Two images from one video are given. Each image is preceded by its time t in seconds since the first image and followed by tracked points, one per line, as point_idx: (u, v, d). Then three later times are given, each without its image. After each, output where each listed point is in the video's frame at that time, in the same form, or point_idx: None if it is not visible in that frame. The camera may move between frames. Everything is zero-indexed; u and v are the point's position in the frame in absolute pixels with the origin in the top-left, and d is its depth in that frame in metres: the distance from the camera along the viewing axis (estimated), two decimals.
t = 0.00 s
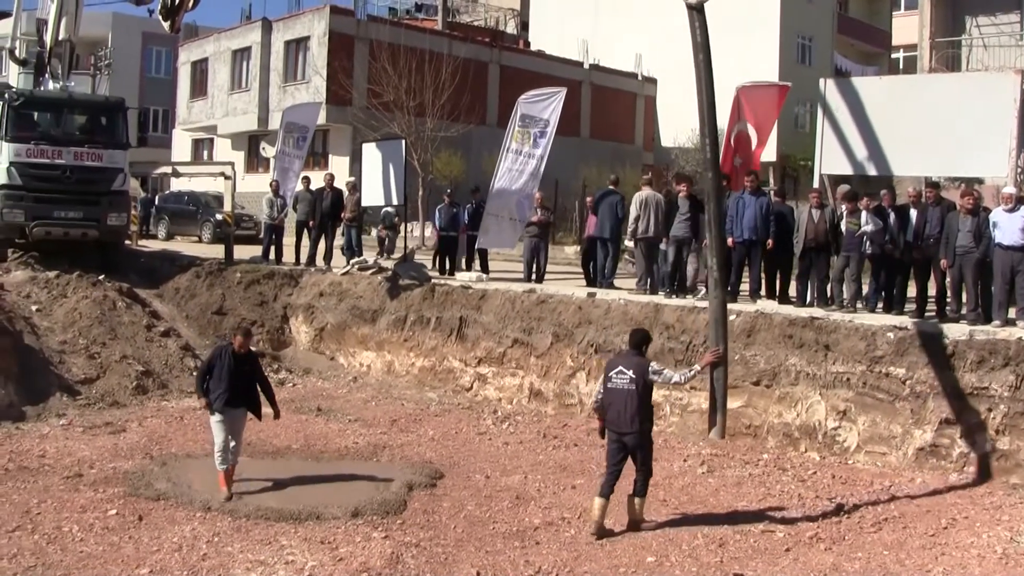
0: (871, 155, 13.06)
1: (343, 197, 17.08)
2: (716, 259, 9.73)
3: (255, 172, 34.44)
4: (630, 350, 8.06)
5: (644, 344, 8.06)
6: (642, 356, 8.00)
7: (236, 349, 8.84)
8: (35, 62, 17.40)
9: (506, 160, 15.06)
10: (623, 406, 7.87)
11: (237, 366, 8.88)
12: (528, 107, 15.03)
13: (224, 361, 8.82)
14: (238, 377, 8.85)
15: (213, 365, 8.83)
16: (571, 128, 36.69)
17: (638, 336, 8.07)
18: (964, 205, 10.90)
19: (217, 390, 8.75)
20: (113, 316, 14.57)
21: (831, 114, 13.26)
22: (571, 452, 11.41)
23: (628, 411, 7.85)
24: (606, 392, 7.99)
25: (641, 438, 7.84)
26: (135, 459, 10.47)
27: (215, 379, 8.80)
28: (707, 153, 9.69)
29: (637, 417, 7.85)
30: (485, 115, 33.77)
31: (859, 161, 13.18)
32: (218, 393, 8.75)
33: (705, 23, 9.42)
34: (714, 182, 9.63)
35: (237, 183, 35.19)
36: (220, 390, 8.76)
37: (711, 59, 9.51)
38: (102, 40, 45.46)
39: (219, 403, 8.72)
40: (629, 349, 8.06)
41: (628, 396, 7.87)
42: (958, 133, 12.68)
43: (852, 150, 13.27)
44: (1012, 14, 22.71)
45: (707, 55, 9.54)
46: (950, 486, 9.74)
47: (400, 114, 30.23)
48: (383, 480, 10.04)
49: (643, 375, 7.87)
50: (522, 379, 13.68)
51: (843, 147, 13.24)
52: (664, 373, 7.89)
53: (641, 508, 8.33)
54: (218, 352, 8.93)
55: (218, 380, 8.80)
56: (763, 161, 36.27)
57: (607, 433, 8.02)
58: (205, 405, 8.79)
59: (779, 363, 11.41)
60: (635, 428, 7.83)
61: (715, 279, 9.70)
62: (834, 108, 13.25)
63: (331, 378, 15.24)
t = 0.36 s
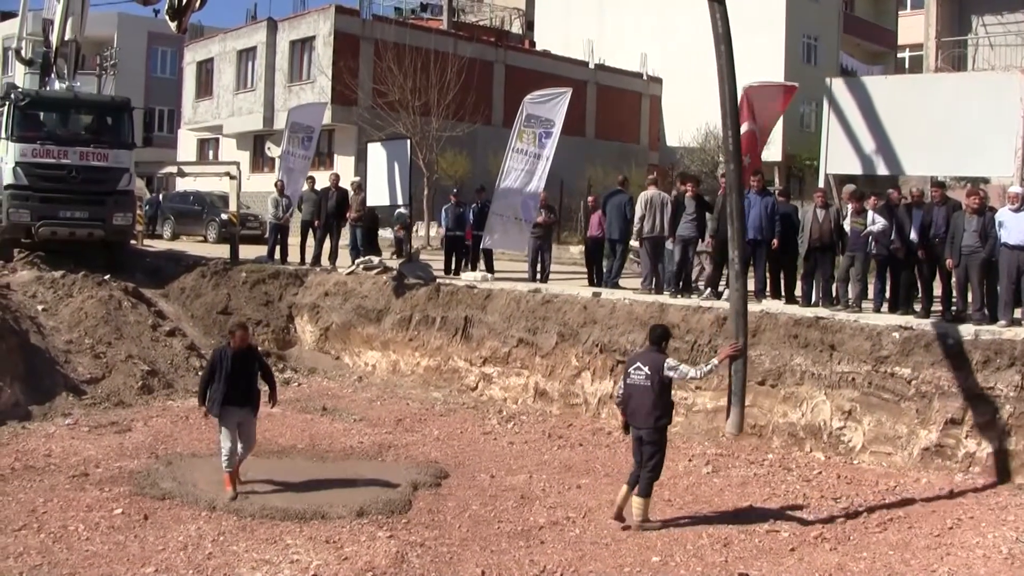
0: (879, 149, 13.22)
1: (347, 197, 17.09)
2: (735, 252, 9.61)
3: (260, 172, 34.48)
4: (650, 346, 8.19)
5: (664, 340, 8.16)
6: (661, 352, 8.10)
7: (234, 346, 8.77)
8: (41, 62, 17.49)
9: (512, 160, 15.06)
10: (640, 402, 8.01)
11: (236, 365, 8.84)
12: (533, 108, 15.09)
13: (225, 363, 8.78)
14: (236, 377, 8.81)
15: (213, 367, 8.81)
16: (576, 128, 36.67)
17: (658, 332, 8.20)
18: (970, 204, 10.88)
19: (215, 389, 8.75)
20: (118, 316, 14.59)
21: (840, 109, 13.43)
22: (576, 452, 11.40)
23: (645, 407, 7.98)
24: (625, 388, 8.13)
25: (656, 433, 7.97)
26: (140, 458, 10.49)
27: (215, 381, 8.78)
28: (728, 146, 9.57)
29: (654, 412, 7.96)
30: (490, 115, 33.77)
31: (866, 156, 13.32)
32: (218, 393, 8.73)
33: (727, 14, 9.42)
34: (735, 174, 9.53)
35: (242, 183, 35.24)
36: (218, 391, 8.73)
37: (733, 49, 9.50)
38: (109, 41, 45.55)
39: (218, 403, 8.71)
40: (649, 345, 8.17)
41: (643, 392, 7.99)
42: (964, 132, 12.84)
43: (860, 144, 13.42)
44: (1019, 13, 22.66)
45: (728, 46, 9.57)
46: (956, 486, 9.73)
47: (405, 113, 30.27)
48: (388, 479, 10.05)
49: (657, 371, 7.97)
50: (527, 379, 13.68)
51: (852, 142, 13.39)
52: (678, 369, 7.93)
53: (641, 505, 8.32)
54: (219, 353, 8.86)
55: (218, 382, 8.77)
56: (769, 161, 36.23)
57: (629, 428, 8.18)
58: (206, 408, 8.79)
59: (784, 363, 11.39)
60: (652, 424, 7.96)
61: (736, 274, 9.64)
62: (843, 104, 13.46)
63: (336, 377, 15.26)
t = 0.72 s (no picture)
0: (891, 145, 13.69)
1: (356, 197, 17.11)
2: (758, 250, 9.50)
3: (269, 173, 34.55)
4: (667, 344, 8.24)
5: (681, 340, 8.17)
6: (678, 351, 8.14)
7: (247, 345, 8.77)
8: (51, 65, 17.55)
9: (520, 160, 15.10)
10: (655, 400, 8.09)
11: (252, 365, 8.87)
12: (541, 107, 15.04)
13: (242, 365, 8.79)
14: (252, 378, 8.83)
15: (228, 370, 8.82)
16: (584, 128, 36.65)
17: (675, 331, 8.19)
18: (980, 203, 10.81)
19: (235, 392, 8.78)
20: (128, 316, 14.64)
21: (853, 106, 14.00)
22: (585, 452, 11.40)
23: (660, 405, 8.05)
24: (642, 387, 8.21)
25: (669, 432, 8.02)
26: (150, 458, 10.52)
27: (231, 385, 8.81)
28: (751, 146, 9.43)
29: (669, 410, 8.02)
30: (498, 115, 33.78)
31: (879, 151, 13.82)
32: (237, 396, 8.77)
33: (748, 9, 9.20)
34: (757, 174, 9.38)
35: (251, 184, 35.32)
36: (237, 395, 8.77)
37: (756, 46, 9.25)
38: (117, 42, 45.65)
39: (239, 407, 8.74)
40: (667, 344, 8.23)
41: (658, 390, 8.07)
42: (973, 128, 13.35)
43: (872, 140, 13.91)
44: None
45: (751, 42, 9.29)
46: (966, 486, 9.69)
47: (413, 114, 30.33)
48: (397, 479, 10.07)
49: (672, 370, 8.05)
50: (536, 379, 13.67)
51: (864, 138, 13.92)
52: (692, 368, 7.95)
53: (650, 506, 8.34)
54: (234, 354, 8.83)
55: (235, 387, 8.80)
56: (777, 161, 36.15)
57: (647, 426, 8.26)
58: (226, 412, 8.81)
59: (793, 363, 11.36)
60: (667, 423, 8.02)
61: (758, 272, 9.53)
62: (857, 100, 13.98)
63: (345, 378, 15.27)
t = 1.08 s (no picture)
0: (913, 145, 13.32)
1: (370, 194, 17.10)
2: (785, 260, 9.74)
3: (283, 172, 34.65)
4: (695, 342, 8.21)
5: (707, 337, 8.10)
6: (703, 349, 8.09)
7: (286, 347, 8.60)
8: (66, 64, 17.65)
9: (534, 158, 15.03)
10: (681, 398, 8.10)
11: (289, 366, 8.71)
12: (555, 105, 15.03)
13: (280, 365, 8.62)
14: (291, 379, 8.72)
15: (267, 369, 8.63)
16: (599, 126, 36.62)
17: (700, 330, 8.15)
18: (995, 202, 10.72)
19: (274, 394, 8.63)
20: (143, 314, 14.71)
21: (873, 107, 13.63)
22: (599, 450, 11.38)
23: (685, 403, 8.05)
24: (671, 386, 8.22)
25: (693, 428, 8.00)
26: (165, 456, 10.56)
27: (270, 384, 8.65)
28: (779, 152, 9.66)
29: (694, 407, 8.00)
30: (513, 114, 33.77)
31: (900, 151, 13.41)
32: (274, 397, 8.63)
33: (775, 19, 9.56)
34: (785, 182, 9.71)
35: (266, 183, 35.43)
36: (276, 396, 8.62)
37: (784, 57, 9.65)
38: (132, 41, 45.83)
39: (279, 407, 8.59)
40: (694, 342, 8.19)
41: (683, 387, 8.07)
42: (996, 127, 13.01)
43: (893, 141, 13.55)
44: None
45: (778, 50, 9.67)
46: (982, 485, 9.62)
47: (428, 113, 30.57)
48: (411, 477, 10.09)
49: (695, 367, 8.00)
50: (550, 377, 13.66)
51: (885, 140, 13.57)
52: (714, 367, 7.89)
53: (669, 500, 8.29)
54: (273, 355, 8.65)
55: (274, 387, 8.64)
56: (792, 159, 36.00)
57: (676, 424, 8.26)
58: (266, 413, 8.59)
59: (807, 362, 11.31)
60: (691, 420, 8.00)
61: (785, 280, 9.76)
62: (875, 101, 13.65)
63: (359, 375, 15.30)
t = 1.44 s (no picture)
0: (935, 141, 13.17)
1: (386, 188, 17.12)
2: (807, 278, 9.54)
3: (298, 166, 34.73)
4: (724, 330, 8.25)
5: (736, 327, 8.11)
6: (729, 338, 8.11)
7: (334, 339, 8.63)
8: (82, 59, 17.72)
9: (549, 151, 15.07)
10: (708, 386, 8.19)
11: (333, 359, 8.70)
12: (571, 98, 14.99)
13: (325, 355, 8.61)
14: (335, 370, 8.69)
15: (312, 357, 8.57)
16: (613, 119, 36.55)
17: (730, 318, 8.16)
18: (1013, 193, 10.62)
19: (319, 384, 8.58)
20: (158, 309, 14.78)
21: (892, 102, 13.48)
22: (614, 443, 11.38)
23: (711, 392, 8.15)
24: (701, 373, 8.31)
25: (719, 417, 8.11)
26: (181, 449, 10.62)
27: (315, 373, 8.59)
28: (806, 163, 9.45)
29: (720, 396, 8.09)
30: (527, 107, 33.73)
31: (922, 148, 13.28)
32: (320, 387, 8.58)
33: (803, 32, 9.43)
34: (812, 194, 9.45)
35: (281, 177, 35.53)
36: (323, 385, 8.59)
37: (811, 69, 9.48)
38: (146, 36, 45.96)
39: (325, 396, 8.58)
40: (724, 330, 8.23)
41: (709, 376, 8.16)
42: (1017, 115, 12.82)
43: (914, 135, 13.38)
44: None
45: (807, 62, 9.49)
46: (999, 478, 9.57)
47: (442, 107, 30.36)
48: (427, 470, 10.12)
49: (720, 356, 8.06)
50: (566, 370, 13.65)
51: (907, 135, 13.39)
52: (735, 358, 7.93)
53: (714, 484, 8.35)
54: (318, 344, 8.64)
55: (320, 376, 8.60)
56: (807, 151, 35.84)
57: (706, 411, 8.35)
58: (312, 401, 8.54)
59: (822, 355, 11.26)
60: (717, 408, 8.11)
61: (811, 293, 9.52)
62: (895, 95, 13.47)
63: (374, 369, 15.34)
